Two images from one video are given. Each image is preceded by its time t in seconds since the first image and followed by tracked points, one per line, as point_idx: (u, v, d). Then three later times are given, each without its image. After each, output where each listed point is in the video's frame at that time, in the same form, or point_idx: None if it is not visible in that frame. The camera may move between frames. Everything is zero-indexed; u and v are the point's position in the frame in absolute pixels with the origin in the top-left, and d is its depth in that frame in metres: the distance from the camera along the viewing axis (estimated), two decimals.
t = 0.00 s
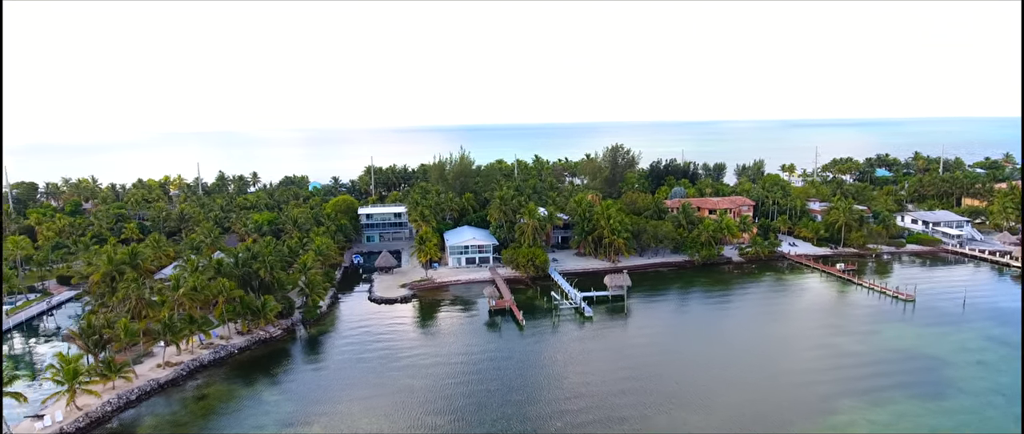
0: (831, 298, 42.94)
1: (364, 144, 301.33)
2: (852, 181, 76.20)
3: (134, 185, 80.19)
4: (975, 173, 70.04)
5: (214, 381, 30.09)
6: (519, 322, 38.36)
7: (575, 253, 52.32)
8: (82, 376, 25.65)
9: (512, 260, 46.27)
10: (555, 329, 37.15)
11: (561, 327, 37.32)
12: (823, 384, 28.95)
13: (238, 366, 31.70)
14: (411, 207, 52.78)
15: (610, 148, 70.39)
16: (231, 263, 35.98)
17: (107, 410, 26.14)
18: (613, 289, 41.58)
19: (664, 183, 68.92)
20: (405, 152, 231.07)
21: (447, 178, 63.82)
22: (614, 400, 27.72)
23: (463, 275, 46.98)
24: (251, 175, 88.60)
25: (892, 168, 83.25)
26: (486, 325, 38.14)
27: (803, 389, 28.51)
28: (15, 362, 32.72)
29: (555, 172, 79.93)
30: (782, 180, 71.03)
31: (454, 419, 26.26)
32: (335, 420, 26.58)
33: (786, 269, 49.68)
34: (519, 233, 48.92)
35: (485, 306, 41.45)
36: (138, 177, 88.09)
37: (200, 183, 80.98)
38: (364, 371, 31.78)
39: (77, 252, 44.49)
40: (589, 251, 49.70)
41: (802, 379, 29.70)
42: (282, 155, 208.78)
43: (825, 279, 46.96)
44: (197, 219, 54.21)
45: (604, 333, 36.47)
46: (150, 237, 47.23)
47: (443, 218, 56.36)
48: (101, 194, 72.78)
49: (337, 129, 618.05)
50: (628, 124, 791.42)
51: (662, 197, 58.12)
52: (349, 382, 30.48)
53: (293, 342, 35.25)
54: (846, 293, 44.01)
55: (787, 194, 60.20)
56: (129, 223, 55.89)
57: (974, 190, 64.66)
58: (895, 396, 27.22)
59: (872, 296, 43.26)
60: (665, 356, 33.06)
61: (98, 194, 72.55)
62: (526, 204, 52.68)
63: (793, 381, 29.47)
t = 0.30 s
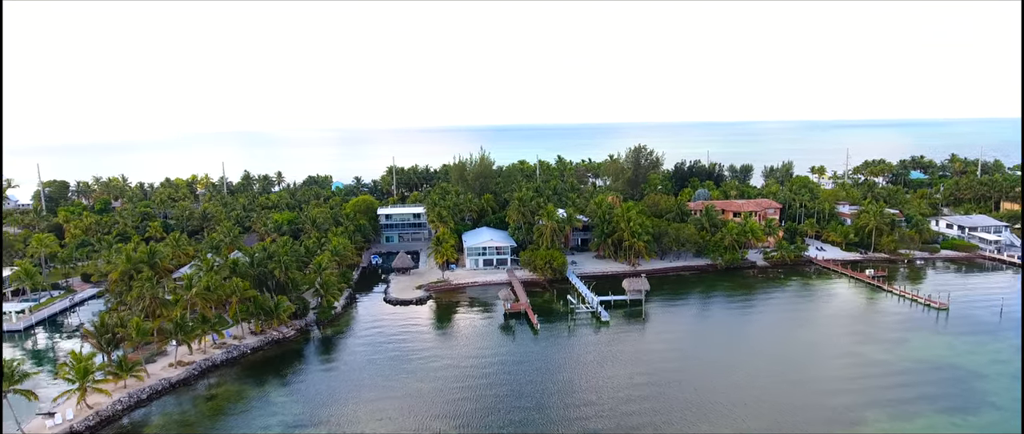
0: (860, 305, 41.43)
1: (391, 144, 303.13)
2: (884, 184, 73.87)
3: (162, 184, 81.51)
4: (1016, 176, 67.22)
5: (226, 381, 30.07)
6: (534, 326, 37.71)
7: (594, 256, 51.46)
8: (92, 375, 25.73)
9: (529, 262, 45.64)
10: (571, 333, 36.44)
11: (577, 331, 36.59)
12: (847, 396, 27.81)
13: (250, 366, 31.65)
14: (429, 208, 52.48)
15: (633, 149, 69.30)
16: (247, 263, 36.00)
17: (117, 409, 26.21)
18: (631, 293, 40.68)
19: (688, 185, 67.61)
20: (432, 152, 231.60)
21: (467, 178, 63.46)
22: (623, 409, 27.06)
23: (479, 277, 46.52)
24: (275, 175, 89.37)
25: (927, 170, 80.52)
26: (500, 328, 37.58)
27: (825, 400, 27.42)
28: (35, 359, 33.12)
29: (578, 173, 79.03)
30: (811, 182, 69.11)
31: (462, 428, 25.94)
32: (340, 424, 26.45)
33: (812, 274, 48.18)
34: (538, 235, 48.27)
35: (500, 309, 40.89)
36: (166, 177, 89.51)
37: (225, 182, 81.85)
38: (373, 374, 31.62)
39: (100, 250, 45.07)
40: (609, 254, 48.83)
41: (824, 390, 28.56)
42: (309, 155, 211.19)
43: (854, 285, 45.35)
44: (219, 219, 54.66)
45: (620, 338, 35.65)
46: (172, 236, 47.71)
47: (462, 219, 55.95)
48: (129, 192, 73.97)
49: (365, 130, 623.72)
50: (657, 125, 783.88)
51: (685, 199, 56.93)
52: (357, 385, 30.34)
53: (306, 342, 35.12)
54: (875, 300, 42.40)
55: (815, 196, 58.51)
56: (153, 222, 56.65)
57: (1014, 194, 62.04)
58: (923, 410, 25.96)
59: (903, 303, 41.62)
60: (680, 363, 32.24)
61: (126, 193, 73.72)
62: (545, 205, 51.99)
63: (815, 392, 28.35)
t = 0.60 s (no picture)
0: (895, 313, 39.76)
1: (421, 144, 304.71)
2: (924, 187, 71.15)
3: (194, 183, 82.92)
4: None
5: (242, 380, 30.09)
6: (553, 330, 37.02)
7: (618, 259, 50.51)
8: (108, 373, 25.87)
9: (551, 264, 44.94)
10: (590, 337, 35.67)
11: (597, 336, 35.81)
12: (878, 410, 26.56)
13: (266, 365, 31.62)
14: (452, 209, 52.18)
15: (661, 150, 68.01)
16: (267, 262, 36.01)
17: (132, 406, 26.35)
18: (654, 298, 39.70)
19: (717, 187, 66.08)
20: (461, 153, 232.10)
21: (492, 179, 63.01)
22: (639, 417, 26.26)
23: (501, 279, 46.00)
24: (304, 174, 90.23)
25: (970, 173, 77.36)
26: (519, 332, 37.00)
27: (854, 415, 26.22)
28: (60, 355, 33.68)
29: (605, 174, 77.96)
30: (846, 185, 66.96)
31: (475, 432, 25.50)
32: (351, 425, 26.25)
33: (845, 280, 46.49)
34: (560, 237, 47.55)
35: (520, 312, 40.31)
36: (199, 175, 91.07)
37: (255, 181, 82.89)
38: (389, 374, 31.38)
39: (128, 247, 45.78)
40: (633, 257, 47.85)
41: (853, 403, 27.28)
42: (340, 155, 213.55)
43: (889, 293, 43.58)
44: (245, 217, 55.19)
45: (641, 343, 34.70)
46: (198, 234, 48.25)
47: (485, 219, 55.55)
48: (162, 190, 75.38)
49: (398, 129, 629.53)
50: (690, 125, 774.03)
51: (713, 202, 55.55)
52: (370, 387, 30.08)
53: (323, 343, 35.03)
54: (911, 308, 40.62)
55: (849, 200, 56.57)
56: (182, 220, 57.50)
57: None
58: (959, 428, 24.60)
59: (941, 312, 39.77)
60: (702, 370, 31.23)
61: (159, 191, 75.12)
62: (569, 207, 51.23)
63: (844, 405, 27.15)
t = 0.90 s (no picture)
0: (936, 323, 37.89)
1: (454, 144, 305.63)
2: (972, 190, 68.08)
3: (229, 181, 84.31)
4: None
5: (259, 379, 30.11)
6: (574, 335, 36.23)
7: (645, 262, 49.42)
8: (127, 370, 26.06)
9: (575, 267, 44.13)
10: (613, 342, 34.79)
11: (619, 341, 34.93)
12: (914, 427, 25.18)
13: (285, 365, 31.61)
14: (477, 209, 51.78)
15: (693, 151, 66.51)
16: (290, 261, 36.02)
17: (150, 404, 26.50)
18: (681, 304, 38.58)
19: (751, 188, 64.34)
20: (493, 153, 232.10)
21: (519, 179, 62.47)
22: (658, 427, 25.42)
23: (524, 281, 45.37)
24: (336, 173, 90.95)
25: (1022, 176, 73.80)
26: (540, 336, 36.30)
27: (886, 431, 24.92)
28: (87, 350, 34.26)
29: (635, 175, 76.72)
30: (888, 187, 64.49)
31: None
32: (365, 427, 26.03)
33: (883, 288, 44.59)
34: (585, 239, 46.69)
35: (542, 316, 39.59)
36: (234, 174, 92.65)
37: (287, 180, 83.88)
38: (407, 376, 31.10)
39: (158, 245, 46.54)
40: (661, 260, 46.73)
41: (885, 419, 25.94)
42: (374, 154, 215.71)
43: (930, 301, 41.58)
44: (273, 216, 55.73)
45: (665, 350, 33.72)
46: (226, 232, 48.83)
47: (511, 220, 55.01)
48: (196, 189, 76.84)
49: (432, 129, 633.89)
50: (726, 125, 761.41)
51: (745, 204, 54.00)
52: (386, 388, 29.86)
53: (342, 343, 34.91)
54: (954, 319, 38.63)
55: (889, 203, 54.40)
56: (213, 218, 58.40)
57: None
58: None
59: (985, 323, 37.72)
60: (727, 379, 30.12)
61: (193, 188, 76.55)
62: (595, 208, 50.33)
63: (876, 421, 25.82)
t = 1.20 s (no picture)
0: (981, 333, 35.95)
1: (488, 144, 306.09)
2: None
3: (262, 180, 85.53)
4: None
5: (277, 379, 30.09)
6: (597, 339, 35.37)
7: (674, 266, 48.20)
8: (147, 367, 26.25)
9: (601, 270, 43.21)
10: (637, 348, 33.87)
11: (644, 347, 33.99)
12: None
13: (304, 365, 31.56)
14: (503, 210, 51.29)
15: (726, 152, 64.88)
16: (313, 260, 35.90)
17: (169, 401, 26.66)
18: (709, 309, 37.41)
19: (787, 191, 62.41)
20: (526, 153, 231.53)
21: (547, 180, 61.80)
22: None
23: (549, 283, 44.68)
24: (367, 172, 91.52)
25: None
26: (562, 339, 35.57)
27: None
28: (115, 345, 34.85)
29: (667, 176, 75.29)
30: (933, 190, 61.79)
31: None
32: (380, 428, 25.76)
33: (926, 295, 42.58)
34: (612, 242, 45.75)
35: (565, 319, 38.84)
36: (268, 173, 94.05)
37: (318, 179, 84.65)
38: (426, 377, 30.78)
39: (188, 242, 47.20)
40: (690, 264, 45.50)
41: None
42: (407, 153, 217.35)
43: (975, 311, 39.50)
44: (302, 215, 56.14)
45: (691, 356, 32.62)
46: (254, 230, 49.33)
47: (538, 221, 54.37)
48: (230, 187, 78.15)
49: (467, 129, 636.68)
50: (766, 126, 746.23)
51: (780, 207, 52.30)
52: (404, 389, 29.52)
53: (363, 343, 34.75)
54: (1002, 329, 36.58)
55: (933, 207, 52.05)
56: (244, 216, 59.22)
57: None
58: None
59: None
60: (756, 388, 29.01)
61: (227, 186, 77.81)
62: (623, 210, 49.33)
63: None
